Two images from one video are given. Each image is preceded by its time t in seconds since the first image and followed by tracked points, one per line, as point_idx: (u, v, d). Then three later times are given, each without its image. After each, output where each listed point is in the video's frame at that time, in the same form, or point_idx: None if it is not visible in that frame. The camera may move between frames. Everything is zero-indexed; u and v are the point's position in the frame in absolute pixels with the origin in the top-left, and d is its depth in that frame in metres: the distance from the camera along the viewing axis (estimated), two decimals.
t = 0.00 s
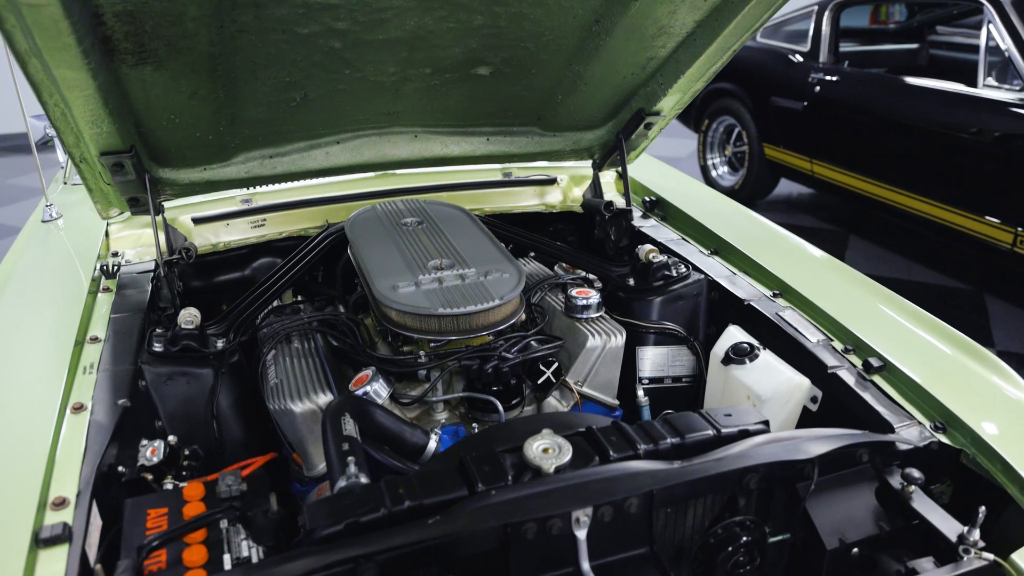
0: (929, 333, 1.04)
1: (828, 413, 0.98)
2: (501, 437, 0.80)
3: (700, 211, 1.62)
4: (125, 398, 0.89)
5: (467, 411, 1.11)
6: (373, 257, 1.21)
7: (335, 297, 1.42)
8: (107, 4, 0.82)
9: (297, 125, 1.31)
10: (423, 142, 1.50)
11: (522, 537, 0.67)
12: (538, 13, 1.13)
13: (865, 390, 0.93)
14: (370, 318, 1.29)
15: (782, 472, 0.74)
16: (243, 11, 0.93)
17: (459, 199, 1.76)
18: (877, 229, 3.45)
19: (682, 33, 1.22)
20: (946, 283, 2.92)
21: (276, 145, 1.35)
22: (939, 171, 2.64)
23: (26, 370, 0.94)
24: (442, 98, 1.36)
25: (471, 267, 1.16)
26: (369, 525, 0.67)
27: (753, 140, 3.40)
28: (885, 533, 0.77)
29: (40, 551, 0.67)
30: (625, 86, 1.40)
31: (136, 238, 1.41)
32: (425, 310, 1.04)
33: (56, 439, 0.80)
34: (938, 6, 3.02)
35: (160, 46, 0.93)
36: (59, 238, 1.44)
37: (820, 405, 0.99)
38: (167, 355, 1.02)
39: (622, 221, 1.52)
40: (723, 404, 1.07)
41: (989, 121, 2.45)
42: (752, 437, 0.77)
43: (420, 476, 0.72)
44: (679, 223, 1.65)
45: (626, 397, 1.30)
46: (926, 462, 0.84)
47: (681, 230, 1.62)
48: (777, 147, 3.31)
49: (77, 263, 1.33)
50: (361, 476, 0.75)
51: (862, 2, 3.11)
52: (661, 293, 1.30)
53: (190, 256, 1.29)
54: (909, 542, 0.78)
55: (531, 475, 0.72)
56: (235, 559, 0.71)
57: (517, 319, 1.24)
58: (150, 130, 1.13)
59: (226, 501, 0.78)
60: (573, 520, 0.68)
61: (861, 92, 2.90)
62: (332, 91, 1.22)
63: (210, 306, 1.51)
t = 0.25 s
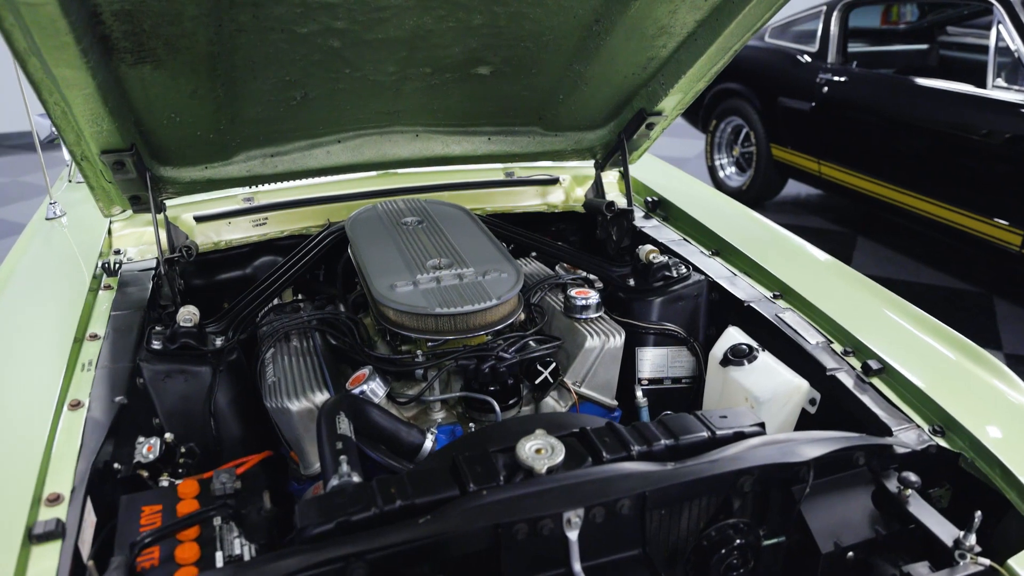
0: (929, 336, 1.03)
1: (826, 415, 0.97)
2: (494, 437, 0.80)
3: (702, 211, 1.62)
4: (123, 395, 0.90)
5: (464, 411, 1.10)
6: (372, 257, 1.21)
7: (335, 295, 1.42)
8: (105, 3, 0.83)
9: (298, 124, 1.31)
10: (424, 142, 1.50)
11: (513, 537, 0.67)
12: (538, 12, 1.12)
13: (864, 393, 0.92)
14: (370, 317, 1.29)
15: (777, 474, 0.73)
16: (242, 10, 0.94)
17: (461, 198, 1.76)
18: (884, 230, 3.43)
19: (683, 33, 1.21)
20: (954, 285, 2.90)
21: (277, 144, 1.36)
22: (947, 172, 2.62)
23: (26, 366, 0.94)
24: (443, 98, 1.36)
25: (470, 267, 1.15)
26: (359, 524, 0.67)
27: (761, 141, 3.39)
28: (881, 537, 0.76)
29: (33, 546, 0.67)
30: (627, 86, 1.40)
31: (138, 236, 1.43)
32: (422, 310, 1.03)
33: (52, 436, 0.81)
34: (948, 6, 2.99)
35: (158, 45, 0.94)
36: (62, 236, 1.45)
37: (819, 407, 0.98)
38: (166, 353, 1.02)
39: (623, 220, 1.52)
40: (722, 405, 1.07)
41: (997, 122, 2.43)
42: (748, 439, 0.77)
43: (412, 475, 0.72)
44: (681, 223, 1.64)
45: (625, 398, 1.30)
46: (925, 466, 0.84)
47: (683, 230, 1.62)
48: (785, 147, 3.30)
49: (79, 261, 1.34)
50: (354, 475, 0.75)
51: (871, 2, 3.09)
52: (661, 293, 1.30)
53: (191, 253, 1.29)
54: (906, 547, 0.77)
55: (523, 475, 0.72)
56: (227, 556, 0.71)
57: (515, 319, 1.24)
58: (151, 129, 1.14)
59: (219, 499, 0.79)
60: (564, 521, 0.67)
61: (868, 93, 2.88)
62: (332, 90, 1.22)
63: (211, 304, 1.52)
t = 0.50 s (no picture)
0: (932, 338, 1.02)
1: (826, 416, 0.96)
2: (490, 436, 0.80)
3: (705, 211, 1.61)
4: (120, 392, 0.90)
5: (462, 410, 1.10)
6: (372, 255, 1.21)
7: (336, 294, 1.43)
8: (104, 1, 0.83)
9: (299, 123, 1.31)
10: (425, 140, 1.49)
11: (505, 537, 0.66)
12: (538, 11, 1.12)
13: (864, 395, 0.91)
14: (370, 316, 1.29)
15: (774, 476, 0.73)
16: (241, 8, 0.94)
17: (463, 197, 1.75)
18: (891, 231, 3.40)
19: (685, 32, 1.20)
20: (962, 287, 2.87)
21: (279, 142, 1.36)
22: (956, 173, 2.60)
23: (25, 362, 0.95)
24: (444, 96, 1.36)
25: (469, 266, 1.15)
26: (352, 522, 0.67)
27: (769, 141, 3.37)
28: (878, 541, 0.75)
29: (27, 542, 0.67)
30: (629, 85, 1.39)
31: (141, 233, 1.43)
32: (419, 308, 1.03)
33: (49, 431, 0.81)
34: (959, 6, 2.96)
35: (158, 43, 0.94)
36: (66, 232, 1.46)
37: (819, 409, 0.97)
38: (165, 349, 1.02)
39: (625, 220, 1.51)
40: (721, 406, 1.06)
41: (1007, 123, 2.40)
42: (745, 441, 0.76)
43: (405, 474, 0.71)
44: (684, 223, 1.63)
45: (625, 398, 1.29)
46: (925, 469, 0.83)
47: (685, 230, 1.61)
48: (793, 147, 3.28)
49: (81, 257, 1.35)
50: (347, 473, 0.75)
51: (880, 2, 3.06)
52: (662, 293, 1.29)
53: (192, 251, 1.31)
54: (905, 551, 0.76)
55: (516, 475, 0.71)
56: (220, 553, 0.71)
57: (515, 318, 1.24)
58: (152, 126, 1.14)
59: (214, 496, 0.78)
60: (557, 521, 0.67)
61: (877, 93, 2.86)
62: (333, 88, 1.22)
63: (212, 302, 1.51)
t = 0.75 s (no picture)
0: (935, 340, 1.01)
1: (827, 418, 0.95)
2: (485, 435, 0.79)
3: (709, 211, 1.60)
4: (118, 388, 0.90)
5: (461, 408, 1.10)
6: (372, 253, 1.21)
7: (337, 292, 1.43)
8: None
9: (300, 120, 1.31)
10: (427, 138, 1.49)
11: (498, 537, 0.66)
12: (540, 8, 1.11)
13: (865, 397, 0.90)
14: (370, 314, 1.29)
15: (771, 478, 0.72)
16: (241, 4, 0.94)
17: (466, 196, 1.75)
18: (899, 233, 3.37)
19: (688, 30, 1.19)
20: (971, 289, 2.84)
21: (280, 139, 1.36)
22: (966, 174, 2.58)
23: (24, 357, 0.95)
24: (446, 94, 1.35)
25: (469, 264, 1.15)
26: (344, 520, 0.66)
27: (777, 141, 3.35)
28: (878, 544, 0.74)
29: (20, 537, 0.67)
30: (632, 83, 1.38)
31: (143, 231, 1.44)
32: (417, 306, 1.03)
33: (45, 426, 0.81)
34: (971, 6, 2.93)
35: (158, 39, 0.94)
36: (69, 229, 1.46)
37: (820, 410, 0.96)
38: (164, 346, 1.02)
39: (628, 219, 1.50)
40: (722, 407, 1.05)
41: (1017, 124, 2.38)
42: (742, 442, 0.75)
43: (399, 472, 0.71)
44: (687, 222, 1.62)
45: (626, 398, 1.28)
46: (927, 472, 0.81)
47: (689, 229, 1.60)
48: (802, 149, 3.26)
49: (83, 254, 1.35)
50: (341, 471, 0.74)
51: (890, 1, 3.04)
52: (664, 293, 1.28)
53: (193, 249, 1.29)
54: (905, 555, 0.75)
55: (511, 474, 0.71)
56: (213, 550, 0.71)
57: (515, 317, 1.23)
58: (153, 123, 1.14)
59: (209, 492, 0.78)
60: (550, 521, 0.66)
61: (887, 93, 2.83)
62: (334, 85, 1.22)
63: (214, 297, 1.55)
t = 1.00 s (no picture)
0: (939, 341, 1.00)
1: (829, 419, 0.94)
2: (480, 434, 0.79)
3: (713, 210, 1.59)
4: (115, 383, 0.90)
5: (460, 407, 1.09)
6: (373, 250, 1.21)
7: (339, 290, 1.43)
8: None
9: (302, 117, 1.31)
10: (430, 136, 1.49)
11: (492, 536, 0.65)
12: (541, 5, 1.11)
13: (867, 399, 0.89)
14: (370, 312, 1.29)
15: (769, 480, 0.71)
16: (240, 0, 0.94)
17: (469, 194, 1.74)
18: (908, 234, 3.35)
19: (691, 28, 1.18)
20: (980, 291, 2.81)
21: (282, 136, 1.36)
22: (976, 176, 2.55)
23: (24, 352, 0.95)
24: (448, 92, 1.35)
25: (469, 262, 1.14)
26: (337, 517, 0.66)
27: (785, 143, 3.34)
28: (877, 548, 0.74)
29: (13, 531, 0.67)
30: (635, 82, 1.38)
31: (145, 227, 1.42)
32: (416, 304, 1.02)
33: (42, 420, 0.81)
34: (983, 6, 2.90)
35: (158, 34, 0.94)
36: (72, 225, 1.47)
37: (821, 412, 0.95)
38: (164, 342, 1.03)
39: (631, 219, 1.49)
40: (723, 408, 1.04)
41: None
42: (740, 443, 0.75)
43: (394, 470, 0.71)
44: (691, 222, 1.61)
45: (627, 397, 1.27)
46: (928, 475, 0.80)
47: (692, 229, 1.59)
48: (810, 150, 3.24)
49: (86, 249, 1.36)
50: (336, 469, 0.74)
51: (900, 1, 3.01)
52: (666, 292, 1.27)
53: (195, 245, 1.28)
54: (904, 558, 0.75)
55: (505, 473, 0.70)
56: (206, 546, 0.71)
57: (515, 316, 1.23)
58: (154, 119, 1.15)
59: (204, 489, 0.78)
60: (545, 521, 0.65)
61: (897, 94, 2.81)
62: (336, 83, 1.22)
63: (215, 294, 1.56)
